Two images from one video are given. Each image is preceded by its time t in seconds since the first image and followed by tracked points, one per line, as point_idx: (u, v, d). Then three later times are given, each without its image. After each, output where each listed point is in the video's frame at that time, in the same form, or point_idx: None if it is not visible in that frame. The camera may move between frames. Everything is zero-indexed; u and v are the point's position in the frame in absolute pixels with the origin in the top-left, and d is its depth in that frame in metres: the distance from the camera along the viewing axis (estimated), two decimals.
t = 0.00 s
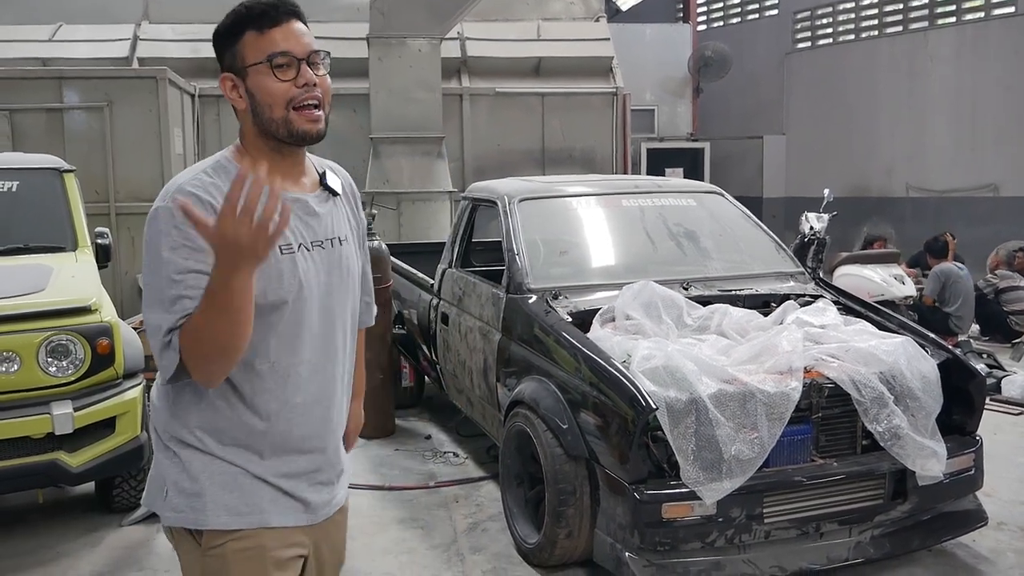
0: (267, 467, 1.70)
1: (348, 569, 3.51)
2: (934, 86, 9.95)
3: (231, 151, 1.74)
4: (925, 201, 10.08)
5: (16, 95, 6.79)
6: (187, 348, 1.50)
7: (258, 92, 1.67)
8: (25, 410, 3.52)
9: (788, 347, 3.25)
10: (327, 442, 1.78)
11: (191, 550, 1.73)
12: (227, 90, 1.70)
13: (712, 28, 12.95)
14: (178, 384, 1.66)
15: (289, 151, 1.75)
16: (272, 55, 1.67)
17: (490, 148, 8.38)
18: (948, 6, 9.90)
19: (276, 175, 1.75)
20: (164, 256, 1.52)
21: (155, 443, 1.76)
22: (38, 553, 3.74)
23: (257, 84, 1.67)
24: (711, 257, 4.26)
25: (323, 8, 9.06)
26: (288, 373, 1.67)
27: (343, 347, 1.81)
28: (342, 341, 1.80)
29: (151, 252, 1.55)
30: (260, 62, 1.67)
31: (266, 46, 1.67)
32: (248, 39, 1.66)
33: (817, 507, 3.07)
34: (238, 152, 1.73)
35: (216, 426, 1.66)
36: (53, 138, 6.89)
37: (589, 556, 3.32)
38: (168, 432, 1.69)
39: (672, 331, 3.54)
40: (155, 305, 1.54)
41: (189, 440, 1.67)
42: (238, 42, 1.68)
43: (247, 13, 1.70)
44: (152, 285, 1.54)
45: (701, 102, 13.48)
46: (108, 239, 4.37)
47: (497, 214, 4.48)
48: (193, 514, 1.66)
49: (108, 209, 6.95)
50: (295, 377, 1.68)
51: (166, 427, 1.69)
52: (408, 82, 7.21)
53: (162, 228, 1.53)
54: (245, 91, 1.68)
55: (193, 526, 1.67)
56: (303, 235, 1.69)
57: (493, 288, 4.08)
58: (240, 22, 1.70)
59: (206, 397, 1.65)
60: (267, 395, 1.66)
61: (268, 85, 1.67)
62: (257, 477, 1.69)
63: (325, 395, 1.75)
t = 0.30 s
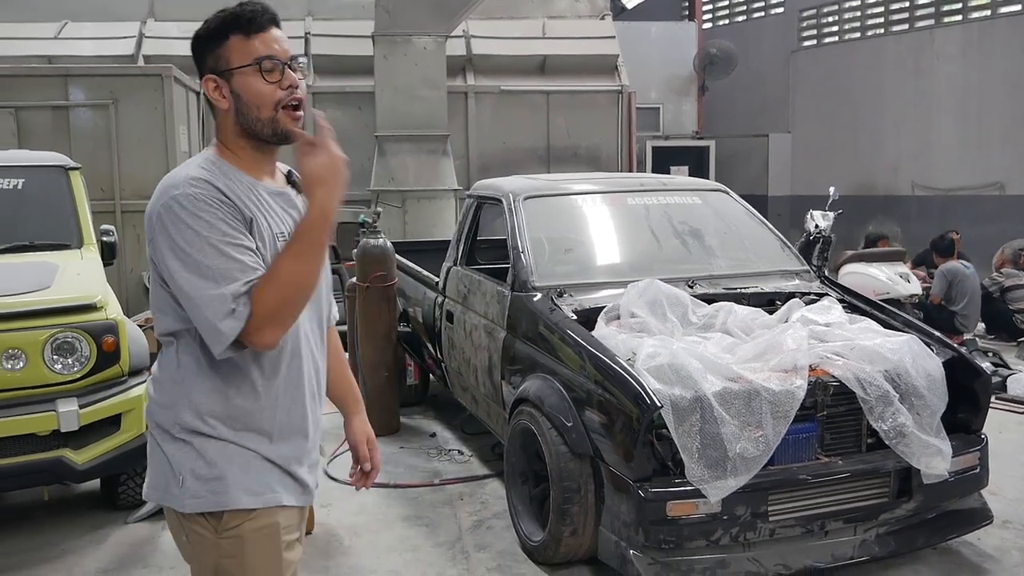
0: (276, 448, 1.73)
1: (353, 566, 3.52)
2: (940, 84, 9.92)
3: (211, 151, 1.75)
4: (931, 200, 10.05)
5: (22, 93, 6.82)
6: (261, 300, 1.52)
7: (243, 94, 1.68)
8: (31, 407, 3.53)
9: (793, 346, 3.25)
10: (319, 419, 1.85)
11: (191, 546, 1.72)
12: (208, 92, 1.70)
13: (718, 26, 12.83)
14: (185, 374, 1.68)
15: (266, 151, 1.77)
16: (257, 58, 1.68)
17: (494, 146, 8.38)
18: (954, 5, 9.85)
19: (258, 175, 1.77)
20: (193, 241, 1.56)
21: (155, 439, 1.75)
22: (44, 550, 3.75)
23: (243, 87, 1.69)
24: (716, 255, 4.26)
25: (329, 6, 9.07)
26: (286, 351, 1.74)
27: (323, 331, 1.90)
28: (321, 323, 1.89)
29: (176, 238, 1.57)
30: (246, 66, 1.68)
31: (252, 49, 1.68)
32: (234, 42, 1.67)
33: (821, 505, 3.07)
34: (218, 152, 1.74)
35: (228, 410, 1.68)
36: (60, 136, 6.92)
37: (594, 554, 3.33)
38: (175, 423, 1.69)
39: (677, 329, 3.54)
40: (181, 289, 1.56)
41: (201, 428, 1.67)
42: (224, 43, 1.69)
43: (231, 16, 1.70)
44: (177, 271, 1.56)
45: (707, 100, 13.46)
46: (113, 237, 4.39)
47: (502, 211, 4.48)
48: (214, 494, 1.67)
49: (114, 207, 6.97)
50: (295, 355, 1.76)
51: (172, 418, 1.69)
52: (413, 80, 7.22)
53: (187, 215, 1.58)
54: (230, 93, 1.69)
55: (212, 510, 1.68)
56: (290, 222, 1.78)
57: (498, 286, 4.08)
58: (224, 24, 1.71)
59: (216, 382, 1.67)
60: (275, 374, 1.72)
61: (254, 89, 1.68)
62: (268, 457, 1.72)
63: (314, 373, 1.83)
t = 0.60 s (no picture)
0: (277, 426, 1.93)
1: (355, 564, 3.53)
2: (942, 82, 9.91)
3: (204, 150, 1.88)
4: (933, 196, 10.05)
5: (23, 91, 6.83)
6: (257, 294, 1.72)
7: (253, 104, 1.91)
8: (33, 406, 3.53)
9: (795, 343, 3.26)
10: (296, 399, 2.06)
11: (207, 528, 1.86)
12: (219, 94, 1.87)
13: (719, 24, 12.83)
14: (193, 367, 1.82)
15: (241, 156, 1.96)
16: (265, 75, 1.92)
17: (495, 143, 8.38)
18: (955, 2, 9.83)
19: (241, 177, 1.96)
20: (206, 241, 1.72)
21: (164, 435, 1.86)
22: (46, 549, 3.76)
23: (256, 99, 1.90)
24: (718, 252, 4.26)
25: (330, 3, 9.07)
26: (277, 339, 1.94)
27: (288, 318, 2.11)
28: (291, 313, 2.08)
29: (190, 238, 1.72)
30: (260, 82, 1.90)
31: (262, 65, 1.90)
32: (253, 57, 1.88)
33: (823, 503, 3.07)
34: (213, 152, 1.89)
35: (238, 396, 1.85)
36: (62, 134, 6.94)
37: (596, 552, 3.33)
38: (192, 415, 1.82)
39: (679, 327, 3.54)
40: (193, 286, 1.72)
41: (217, 415, 1.83)
42: (236, 56, 1.88)
43: (249, 32, 1.90)
44: (189, 268, 1.71)
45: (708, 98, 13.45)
46: (115, 236, 4.39)
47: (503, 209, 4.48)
48: (234, 475, 1.84)
49: (115, 205, 7.00)
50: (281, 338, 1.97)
51: (186, 410, 1.83)
52: (415, 78, 7.22)
53: (201, 216, 1.73)
54: (241, 101, 1.89)
55: (236, 489, 1.85)
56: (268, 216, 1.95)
57: (499, 284, 4.09)
58: (240, 37, 1.89)
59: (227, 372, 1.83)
60: (273, 359, 1.92)
61: (263, 100, 1.92)
62: (271, 435, 1.91)
63: (292, 358, 2.03)
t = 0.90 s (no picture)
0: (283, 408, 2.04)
1: (355, 563, 3.53)
2: (941, 79, 9.90)
3: (201, 149, 1.92)
4: (933, 194, 10.06)
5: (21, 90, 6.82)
6: (280, 293, 1.82)
7: (238, 98, 1.97)
8: (33, 404, 3.53)
9: (795, 340, 3.26)
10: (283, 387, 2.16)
11: (242, 503, 1.91)
12: (209, 95, 1.91)
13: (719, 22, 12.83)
14: (214, 355, 1.87)
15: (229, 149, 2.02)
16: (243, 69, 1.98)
17: (494, 142, 8.37)
18: None
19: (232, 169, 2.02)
20: (236, 234, 1.79)
21: (184, 424, 1.89)
22: (46, 547, 3.76)
23: (240, 94, 1.96)
24: (717, 250, 4.26)
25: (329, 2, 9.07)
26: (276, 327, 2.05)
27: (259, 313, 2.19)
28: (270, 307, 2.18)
29: (220, 230, 1.77)
30: (241, 77, 1.96)
31: (240, 61, 1.96)
32: (233, 55, 1.93)
33: (823, 500, 3.07)
34: (210, 150, 1.93)
35: (256, 379, 1.92)
36: (62, 133, 6.94)
37: (595, 549, 3.34)
38: (219, 400, 1.87)
39: (678, 325, 3.54)
40: (219, 277, 1.77)
41: (239, 398, 1.89)
42: (219, 53, 1.92)
43: (221, 30, 1.94)
44: (219, 258, 1.76)
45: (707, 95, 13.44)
46: (114, 234, 4.39)
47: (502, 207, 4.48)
48: (262, 452, 1.91)
49: (114, 203, 6.98)
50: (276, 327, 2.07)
51: (210, 396, 1.87)
52: (414, 77, 7.22)
53: (230, 210, 1.80)
54: (229, 97, 1.95)
55: (266, 464, 1.92)
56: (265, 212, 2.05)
57: (498, 282, 4.09)
58: (214, 37, 1.93)
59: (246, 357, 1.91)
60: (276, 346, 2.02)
61: (246, 93, 1.98)
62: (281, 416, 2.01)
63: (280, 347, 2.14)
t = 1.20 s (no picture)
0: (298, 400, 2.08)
1: (355, 562, 3.53)
2: (940, 78, 9.90)
3: (225, 149, 1.94)
4: (931, 193, 10.07)
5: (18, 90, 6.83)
6: (330, 295, 1.90)
7: (263, 105, 2.00)
8: (33, 405, 3.53)
9: (793, 339, 3.26)
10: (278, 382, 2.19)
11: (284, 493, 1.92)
12: (236, 97, 1.94)
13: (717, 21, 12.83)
14: (255, 347, 1.89)
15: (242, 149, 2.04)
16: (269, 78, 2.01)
17: (493, 141, 8.37)
18: None
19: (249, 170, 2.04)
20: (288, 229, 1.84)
21: (223, 418, 1.88)
22: (47, 547, 3.76)
23: (265, 101, 2.00)
24: (716, 249, 4.26)
25: (328, 2, 9.07)
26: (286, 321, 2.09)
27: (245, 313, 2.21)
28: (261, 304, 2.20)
29: (274, 225, 1.81)
30: (268, 84, 1.99)
31: (267, 68, 1.99)
32: (264, 61, 1.96)
33: (822, 499, 3.07)
34: (234, 152, 1.96)
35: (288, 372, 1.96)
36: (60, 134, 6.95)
37: (595, 549, 3.34)
38: (260, 391, 1.90)
39: (677, 324, 3.54)
40: (273, 271, 1.80)
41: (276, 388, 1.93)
42: (252, 61, 1.95)
43: (253, 35, 1.97)
44: (274, 252, 1.80)
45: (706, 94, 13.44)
46: (113, 234, 4.39)
47: (501, 207, 4.48)
48: (295, 439, 1.94)
49: (113, 204, 6.99)
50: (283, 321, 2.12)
51: (252, 387, 1.89)
52: (413, 76, 7.22)
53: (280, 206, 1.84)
54: (256, 103, 1.98)
55: (302, 451, 1.96)
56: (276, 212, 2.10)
57: (498, 282, 4.09)
58: (246, 39, 1.95)
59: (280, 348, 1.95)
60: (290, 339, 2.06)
61: (270, 101, 2.02)
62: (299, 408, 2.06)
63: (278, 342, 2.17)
